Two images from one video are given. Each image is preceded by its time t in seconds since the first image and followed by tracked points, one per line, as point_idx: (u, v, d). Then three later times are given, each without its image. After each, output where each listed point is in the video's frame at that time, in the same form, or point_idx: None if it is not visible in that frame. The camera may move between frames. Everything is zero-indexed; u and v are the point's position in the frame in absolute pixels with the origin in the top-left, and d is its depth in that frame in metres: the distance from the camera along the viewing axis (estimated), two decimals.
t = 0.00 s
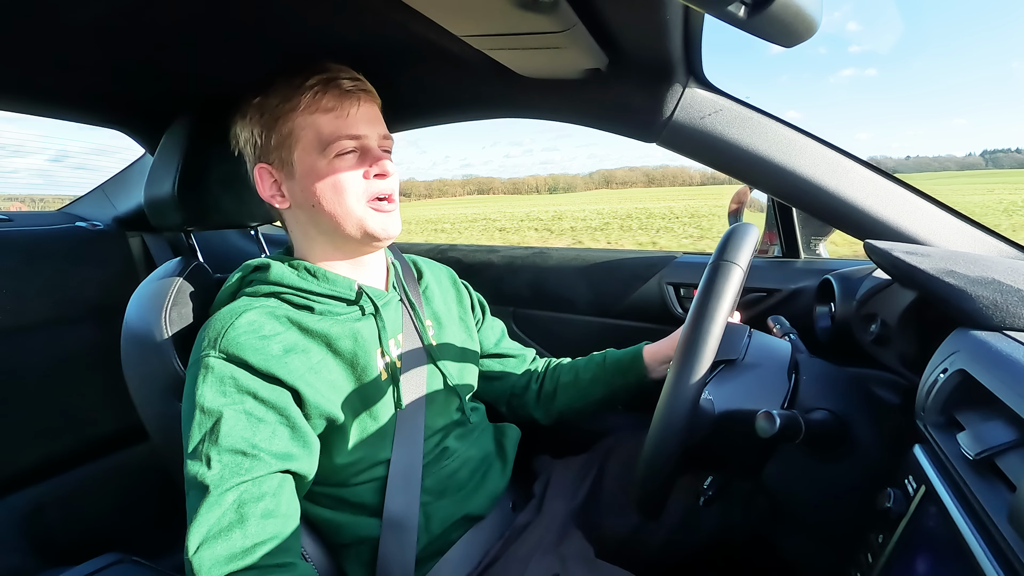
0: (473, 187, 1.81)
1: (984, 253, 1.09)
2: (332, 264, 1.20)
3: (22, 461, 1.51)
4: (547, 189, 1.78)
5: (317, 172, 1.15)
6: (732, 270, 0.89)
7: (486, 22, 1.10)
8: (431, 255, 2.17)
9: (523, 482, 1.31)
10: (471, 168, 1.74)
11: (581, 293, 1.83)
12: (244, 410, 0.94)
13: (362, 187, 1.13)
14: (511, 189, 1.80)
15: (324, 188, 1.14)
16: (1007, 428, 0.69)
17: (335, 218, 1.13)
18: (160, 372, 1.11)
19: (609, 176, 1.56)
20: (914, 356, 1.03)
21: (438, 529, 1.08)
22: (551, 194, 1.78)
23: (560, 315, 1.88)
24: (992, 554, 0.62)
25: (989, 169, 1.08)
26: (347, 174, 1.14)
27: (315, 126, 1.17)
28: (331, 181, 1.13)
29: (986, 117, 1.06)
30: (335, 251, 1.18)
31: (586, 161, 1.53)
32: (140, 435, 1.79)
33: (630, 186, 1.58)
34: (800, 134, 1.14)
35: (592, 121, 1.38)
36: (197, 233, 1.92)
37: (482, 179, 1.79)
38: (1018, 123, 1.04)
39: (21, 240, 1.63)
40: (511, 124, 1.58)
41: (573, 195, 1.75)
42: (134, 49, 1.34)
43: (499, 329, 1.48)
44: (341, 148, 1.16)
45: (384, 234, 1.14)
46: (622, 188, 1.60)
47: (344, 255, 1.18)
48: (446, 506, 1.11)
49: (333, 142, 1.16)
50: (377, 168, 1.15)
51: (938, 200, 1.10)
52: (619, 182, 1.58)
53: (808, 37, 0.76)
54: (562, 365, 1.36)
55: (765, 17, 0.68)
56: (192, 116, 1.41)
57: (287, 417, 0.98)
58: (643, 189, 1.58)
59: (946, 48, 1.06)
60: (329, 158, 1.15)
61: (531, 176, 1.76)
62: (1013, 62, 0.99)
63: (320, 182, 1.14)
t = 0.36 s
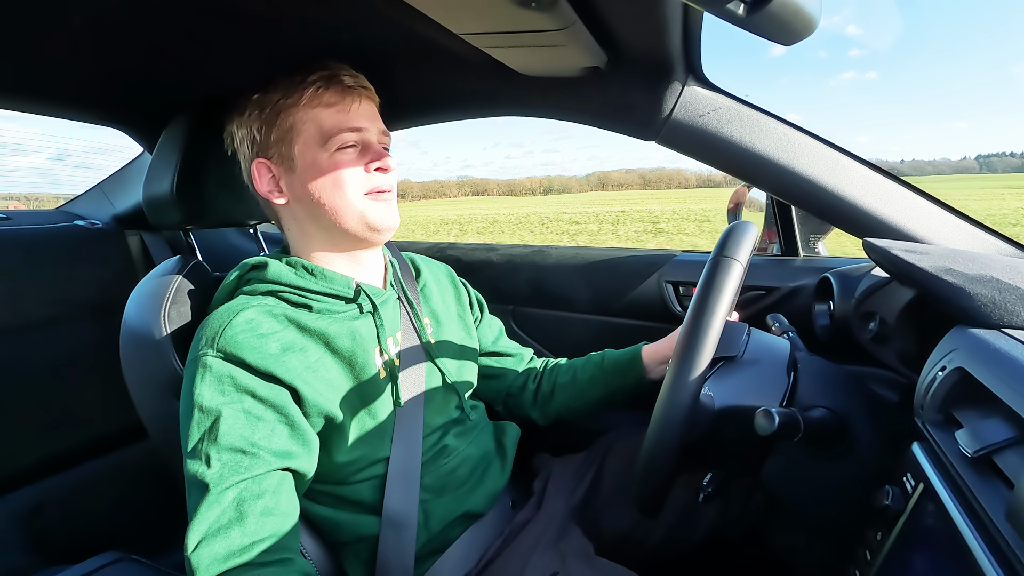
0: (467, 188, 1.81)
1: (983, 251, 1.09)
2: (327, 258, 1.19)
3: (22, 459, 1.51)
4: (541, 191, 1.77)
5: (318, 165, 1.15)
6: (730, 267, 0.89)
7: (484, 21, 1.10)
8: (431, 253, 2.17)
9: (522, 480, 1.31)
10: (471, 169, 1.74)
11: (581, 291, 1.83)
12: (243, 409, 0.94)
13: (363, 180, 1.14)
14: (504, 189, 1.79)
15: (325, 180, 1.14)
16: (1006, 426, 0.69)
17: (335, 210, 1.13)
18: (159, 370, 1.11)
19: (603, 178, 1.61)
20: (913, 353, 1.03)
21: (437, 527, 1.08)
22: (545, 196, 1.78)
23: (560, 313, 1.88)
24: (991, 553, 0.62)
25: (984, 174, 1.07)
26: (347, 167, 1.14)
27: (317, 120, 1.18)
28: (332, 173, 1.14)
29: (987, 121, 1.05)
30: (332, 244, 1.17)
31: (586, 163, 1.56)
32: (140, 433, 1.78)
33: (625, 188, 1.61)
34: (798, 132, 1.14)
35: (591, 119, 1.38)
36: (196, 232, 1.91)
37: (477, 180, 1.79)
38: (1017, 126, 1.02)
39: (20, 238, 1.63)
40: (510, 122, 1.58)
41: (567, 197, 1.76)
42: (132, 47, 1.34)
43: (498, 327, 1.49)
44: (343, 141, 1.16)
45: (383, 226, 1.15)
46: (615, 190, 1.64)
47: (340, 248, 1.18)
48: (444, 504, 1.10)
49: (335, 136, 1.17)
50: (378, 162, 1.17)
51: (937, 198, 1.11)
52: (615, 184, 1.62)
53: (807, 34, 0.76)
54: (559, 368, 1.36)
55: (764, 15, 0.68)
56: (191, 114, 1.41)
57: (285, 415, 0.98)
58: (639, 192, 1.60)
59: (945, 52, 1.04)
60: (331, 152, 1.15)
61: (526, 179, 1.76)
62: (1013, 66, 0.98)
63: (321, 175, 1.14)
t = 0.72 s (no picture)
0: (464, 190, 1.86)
1: (982, 252, 1.09)
2: (328, 264, 1.19)
3: (20, 455, 1.51)
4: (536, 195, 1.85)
5: (323, 173, 1.14)
6: (728, 270, 0.89)
7: (485, 19, 1.10)
8: (430, 251, 2.17)
9: (520, 478, 1.31)
10: (471, 171, 1.76)
11: (580, 289, 1.83)
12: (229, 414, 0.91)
13: (369, 189, 1.14)
14: (500, 193, 1.87)
15: (331, 188, 1.13)
16: (1003, 426, 0.69)
17: (340, 218, 1.13)
18: (157, 368, 1.11)
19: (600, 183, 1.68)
20: (911, 354, 1.04)
21: (435, 525, 1.08)
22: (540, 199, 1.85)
23: (559, 311, 1.88)
24: (987, 553, 0.62)
25: (978, 179, 1.07)
26: (354, 175, 1.14)
27: (324, 127, 1.17)
28: (338, 181, 1.13)
29: (989, 127, 1.05)
30: (334, 251, 1.17)
31: (588, 165, 1.59)
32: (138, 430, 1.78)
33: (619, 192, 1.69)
34: (798, 132, 1.14)
35: (590, 118, 1.39)
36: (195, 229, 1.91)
37: (473, 183, 1.84)
38: (1018, 134, 1.02)
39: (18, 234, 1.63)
40: (512, 124, 1.58)
41: (560, 202, 1.84)
42: (131, 44, 1.34)
43: (498, 325, 1.49)
44: (349, 149, 1.15)
45: (387, 235, 1.15)
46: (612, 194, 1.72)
47: (342, 255, 1.18)
48: (443, 503, 1.10)
49: (342, 144, 1.16)
50: (385, 171, 1.17)
51: (939, 200, 1.10)
52: (609, 188, 1.69)
53: (807, 35, 0.76)
54: (559, 364, 1.36)
55: (764, 15, 0.69)
56: (191, 111, 1.41)
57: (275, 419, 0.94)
58: (632, 197, 1.68)
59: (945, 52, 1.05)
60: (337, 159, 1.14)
61: (523, 181, 1.83)
62: (1013, 72, 0.98)
63: (327, 183, 1.13)
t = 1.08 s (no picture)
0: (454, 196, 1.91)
1: (982, 251, 1.08)
2: (328, 252, 1.19)
3: (19, 450, 1.51)
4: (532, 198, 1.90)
5: (329, 158, 1.14)
6: (727, 267, 0.89)
7: (486, 16, 1.10)
8: (430, 247, 2.17)
9: (519, 474, 1.32)
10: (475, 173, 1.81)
11: (579, 286, 1.83)
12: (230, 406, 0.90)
13: (372, 177, 1.14)
14: (497, 196, 1.92)
15: (335, 173, 1.13)
16: (1001, 424, 0.69)
17: (341, 203, 1.12)
18: (157, 362, 1.11)
19: (595, 185, 1.80)
20: (909, 351, 1.04)
21: (434, 520, 1.08)
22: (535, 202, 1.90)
23: (558, 308, 1.88)
24: (985, 551, 0.62)
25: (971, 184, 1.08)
26: (359, 162, 1.14)
27: (333, 114, 1.17)
28: (343, 166, 1.13)
29: (987, 131, 1.07)
30: (335, 238, 1.17)
31: (590, 167, 1.64)
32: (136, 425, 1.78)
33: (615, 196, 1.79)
34: (798, 128, 1.14)
35: (591, 115, 1.39)
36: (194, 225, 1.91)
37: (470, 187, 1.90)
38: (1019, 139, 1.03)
39: (17, 229, 1.63)
40: (513, 125, 1.58)
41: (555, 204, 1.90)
42: (129, 39, 1.33)
43: (496, 323, 1.49)
44: (356, 137, 1.16)
45: (388, 224, 1.15)
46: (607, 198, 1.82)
47: (343, 243, 1.18)
48: (442, 498, 1.11)
49: (350, 131, 1.16)
50: (389, 162, 1.17)
51: (937, 197, 1.10)
52: (605, 191, 1.80)
53: (808, 31, 0.75)
54: (559, 360, 1.36)
55: (766, 11, 0.68)
56: (189, 106, 1.41)
57: (274, 412, 0.95)
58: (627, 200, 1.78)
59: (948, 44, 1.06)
60: (343, 147, 1.15)
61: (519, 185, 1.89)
62: (1010, 77, 1.01)
63: (331, 168, 1.13)
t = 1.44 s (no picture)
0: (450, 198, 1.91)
1: (982, 252, 1.09)
2: (328, 257, 1.19)
3: (19, 452, 1.50)
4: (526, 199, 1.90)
5: (328, 163, 1.14)
6: (726, 271, 0.89)
7: (486, 18, 1.10)
8: (430, 250, 2.17)
9: (519, 477, 1.32)
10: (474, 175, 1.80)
11: (580, 289, 1.83)
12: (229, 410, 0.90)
13: (371, 180, 1.14)
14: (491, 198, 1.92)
15: (334, 177, 1.13)
16: (1002, 427, 0.69)
17: (341, 208, 1.13)
18: (157, 364, 1.11)
19: (590, 188, 1.77)
20: (909, 354, 1.04)
21: (434, 523, 1.08)
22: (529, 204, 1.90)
23: (558, 310, 1.88)
24: (986, 554, 0.62)
25: (965, 185, 1.09)
26: (358, 167, 1.14)
27: (332, 118, 1.17)
28: (342, 171, 1.13)
29: (987, 134, 1.06)
30: (335, 243, 1.17)
31: (589, 169, 1.64)
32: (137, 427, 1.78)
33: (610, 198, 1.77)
34: (797, 131, 1.14)
35: (591, 117, 1.39)
36: (194, 227, 1.91)
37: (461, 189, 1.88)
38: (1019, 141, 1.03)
39: (17, 231, 1.63)
40: (514, 128, 1.59)
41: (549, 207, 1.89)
42: (129, 41, 1.34)
43: (497, 324, 1.50)
44: (355, 141, 1.16)
45: (386, 228, 1.15)
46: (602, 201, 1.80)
47: (342, 248, 1.18)
48: (442, 501, 1.11)
49: (348, 135, 1.16)
50: (388, 165, 1.17)
51: (939, 200, 1.11)
52: (600, 194, 1.77)
53: (808, 34, 0.75)
54: (561, 361, 1.37)
55: (766, 14, 0.68)
56: (190, 109, 1.41)
57: (273, 415, 0.95)
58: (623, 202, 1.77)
59: (947, 51, 1.05)
60: (342, 151, 1.15)
61: (513, 189, 1.88)
62: (1010, 80, 1.00)
63: (330, 173, 1.13)
